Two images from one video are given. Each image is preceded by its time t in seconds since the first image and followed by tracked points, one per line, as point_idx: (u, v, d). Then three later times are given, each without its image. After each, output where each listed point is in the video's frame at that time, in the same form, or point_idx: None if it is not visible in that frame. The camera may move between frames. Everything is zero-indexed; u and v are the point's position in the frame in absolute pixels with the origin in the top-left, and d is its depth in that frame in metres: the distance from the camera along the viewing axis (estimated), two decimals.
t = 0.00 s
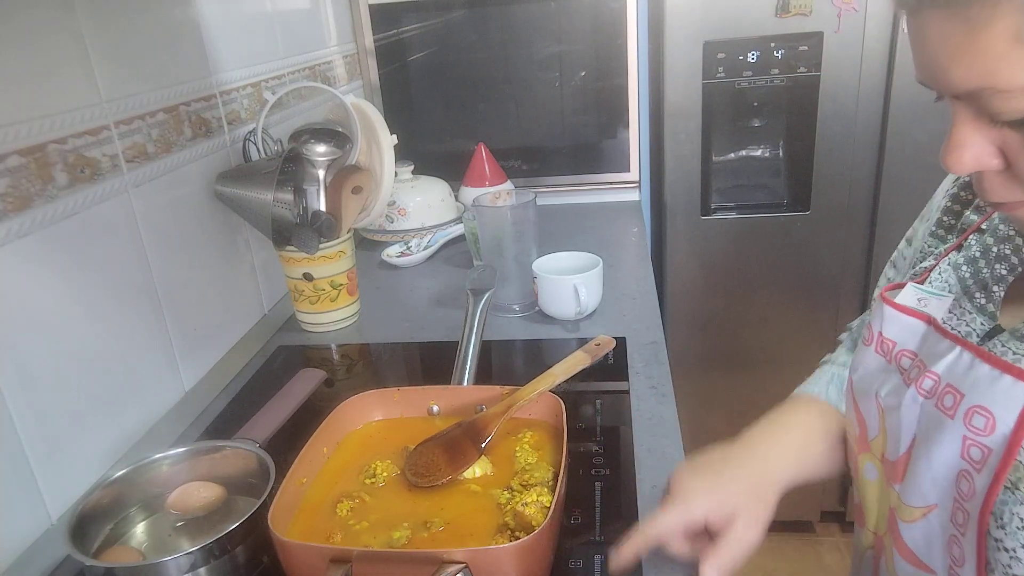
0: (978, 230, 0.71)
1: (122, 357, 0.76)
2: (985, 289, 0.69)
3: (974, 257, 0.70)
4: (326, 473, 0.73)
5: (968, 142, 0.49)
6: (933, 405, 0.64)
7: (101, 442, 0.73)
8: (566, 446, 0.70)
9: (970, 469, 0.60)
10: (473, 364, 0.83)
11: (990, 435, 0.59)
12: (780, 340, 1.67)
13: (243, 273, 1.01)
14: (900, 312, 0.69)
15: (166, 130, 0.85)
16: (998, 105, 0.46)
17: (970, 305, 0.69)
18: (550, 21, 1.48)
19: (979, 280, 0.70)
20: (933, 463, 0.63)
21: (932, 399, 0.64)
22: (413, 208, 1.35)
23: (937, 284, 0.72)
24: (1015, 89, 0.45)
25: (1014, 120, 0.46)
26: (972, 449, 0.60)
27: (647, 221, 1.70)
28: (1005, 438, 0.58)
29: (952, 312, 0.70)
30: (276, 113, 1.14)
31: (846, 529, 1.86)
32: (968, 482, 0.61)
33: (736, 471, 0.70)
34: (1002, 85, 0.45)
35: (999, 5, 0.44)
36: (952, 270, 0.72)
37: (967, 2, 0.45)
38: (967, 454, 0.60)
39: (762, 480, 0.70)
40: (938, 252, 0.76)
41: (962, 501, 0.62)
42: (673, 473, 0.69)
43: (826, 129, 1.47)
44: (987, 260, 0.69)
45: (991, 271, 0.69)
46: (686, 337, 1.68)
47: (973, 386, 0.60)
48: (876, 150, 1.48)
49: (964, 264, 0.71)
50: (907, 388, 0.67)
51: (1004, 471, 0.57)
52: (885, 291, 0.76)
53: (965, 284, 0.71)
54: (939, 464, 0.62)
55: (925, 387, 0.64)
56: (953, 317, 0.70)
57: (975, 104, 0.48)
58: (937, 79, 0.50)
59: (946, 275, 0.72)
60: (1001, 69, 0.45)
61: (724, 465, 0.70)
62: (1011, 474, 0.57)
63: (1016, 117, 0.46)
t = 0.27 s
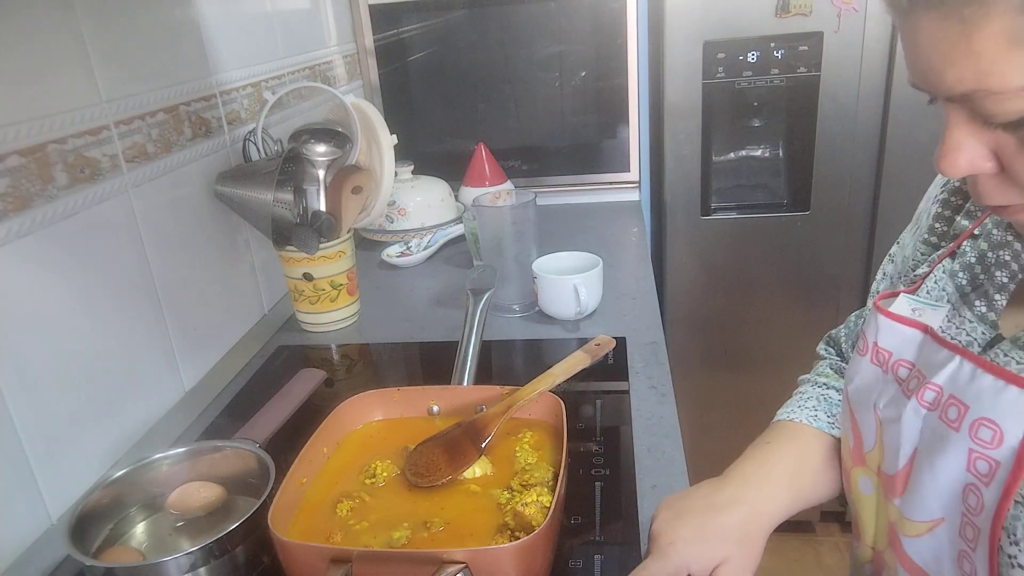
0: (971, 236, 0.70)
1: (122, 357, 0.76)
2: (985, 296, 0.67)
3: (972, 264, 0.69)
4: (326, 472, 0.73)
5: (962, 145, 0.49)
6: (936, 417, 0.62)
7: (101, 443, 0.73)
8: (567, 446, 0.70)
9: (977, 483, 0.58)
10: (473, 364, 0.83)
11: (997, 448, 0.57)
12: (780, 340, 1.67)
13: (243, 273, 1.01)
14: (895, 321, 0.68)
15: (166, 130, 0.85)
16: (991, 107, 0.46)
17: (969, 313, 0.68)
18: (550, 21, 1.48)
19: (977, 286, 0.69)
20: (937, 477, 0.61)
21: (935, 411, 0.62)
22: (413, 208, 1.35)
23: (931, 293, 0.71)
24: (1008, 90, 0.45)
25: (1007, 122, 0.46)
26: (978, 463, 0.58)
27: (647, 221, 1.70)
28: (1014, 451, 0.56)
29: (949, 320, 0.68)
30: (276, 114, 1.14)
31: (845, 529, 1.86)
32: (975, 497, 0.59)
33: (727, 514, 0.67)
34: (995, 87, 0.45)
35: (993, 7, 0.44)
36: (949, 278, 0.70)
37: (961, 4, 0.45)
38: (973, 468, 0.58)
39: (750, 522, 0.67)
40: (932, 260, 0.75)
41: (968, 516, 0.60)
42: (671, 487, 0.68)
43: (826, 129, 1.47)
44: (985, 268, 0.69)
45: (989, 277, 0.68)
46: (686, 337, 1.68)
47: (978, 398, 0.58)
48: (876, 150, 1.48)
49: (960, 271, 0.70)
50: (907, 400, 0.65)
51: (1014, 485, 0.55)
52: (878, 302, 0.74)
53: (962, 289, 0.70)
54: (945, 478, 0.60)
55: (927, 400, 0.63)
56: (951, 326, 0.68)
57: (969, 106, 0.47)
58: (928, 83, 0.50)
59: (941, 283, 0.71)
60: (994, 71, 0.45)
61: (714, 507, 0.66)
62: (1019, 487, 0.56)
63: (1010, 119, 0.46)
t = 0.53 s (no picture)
0: (965, 237, 0.70)
1: (122, 357, 0.76)
2: (975, 295, 0.67)
3: (962, 264, 0.69)
4: (326, 472, 0.73)
5: (951, 149, 0.49)
6: (927, 415, 0.62)
7: (101, 443, 0.73)
8: (567, 446, 0.70)
9: (966, 480, 0.58)
10: (473, 364, 0.83)
11: (986, 446, 0.57)
12: (780, 339, 1.67)
13: (243, 273, 1.01)
14: (888, 320, 0.68)
15: (166, 130, 0.85)
16: (977, 110, 0.46)
17: (960, 313, 0.68)
18: (550, 21, 1.48)
19: (968, 285, 0.68)
20: (928, 475, 0.61)
21: (926, 409, 0.62)
22: (413, 208, 1.35)
23: (925, 292, 0.71)
24: (994, 94, 0.45)
25: (993, 125, 0.46)
26: (968, 460, 0.58)
27: (647, 221, 1.70)
28: (1003, 449, 0.56)
29: (941, 319, 0.68)
30: (276, 113, 1.14)
31: (845, 529, 1.86)
32: (964, 494, 0.59)
33: (726, 506, 0.67)
34: (980, 90, 0.45)
35: (975, 9, 0.44)
36: (941, 278, 0.70)
37: (944, 9, 0.45)
38: (963, 466, 0.58)
39: (749, 515, 0.67)
40: (926, 261, 0.75)
41: (958, 513, 0.59)
42: (669, 482, 0.68)
43: (826, 129, 1.47)
44: (977, 268, 0.68)
45: (981, 277, 0.68)
46: (687, 337, 1.68)
47: (969, 396, 0.58)
48: (876, 150, 1.48)
49: (952, 271, 0.70)
50: (899, 398, 0.65)
51: (1002, 482, 0.55)
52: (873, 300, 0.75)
53: (954, 288, 0.69)
54: (935, 475, 0.60)
55: (918, 398, 0.63)
56: (942, 324, 0.68)
57: (956, 110, 0.47)
58: (915, 87, 0.49)
59: (934, 283, 0.71)
60: (978, 74, 0.45)
61: (714, 498, 0.67)
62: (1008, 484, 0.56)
63: (996, 122, 0.46)
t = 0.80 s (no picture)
0: (964, 236, 0.70)
1: (121, 357, 0.76)
2: (972, 292, 0.67)
3: (961, 262, 0.69)
4: (326, 472, 0.73)
5: (946, 149, 0.49)
6: (924, 410, 0.62)
7: (101, 442, 0.73)
8: (567, 446, 0.70)
9: (960, 475, 0.58)
10: (473, 363, 0.83)
11: (981, 441, 0.57)
12: (779, 340, 1.67)
13: (243, 273, 1.01)
14: (887, 317, 0.68)
15: (166, 130, 0.85)
16: (972, 110, 0.46)
17: (958, 309, 0.68)
18: (550, 21, 1.48)
19: (967, 282, 0.68)
20: (923, 470, 0.61)
21: (922, 405, 0.62)
22: (413, 208, 1.35)
23: (924, 290, 0.71)
24: (987, 94, 0.45)
25: (989, 125, 0.46)
26: (963, 455, 0.58)
27: (647, 221, 1.70)
28: (997, 443, 0.56)
29: (940, 317, 0.68)
30: (277, 113, 1.14)
31: (845, 529, 1.86)
32: (959, 488, 0.58)
33: (724, 492, 0.67)
34: (973, 91, 0.45)
35: (965, 12, 0.44)
36: (940, 276, 0.71)
37: (934, 11, 0.45)
38: (958, 460, 0.58)
39: (749, 507, 0.67)
40: (926, 259, 0.75)
41: (952, 508, 0.59)
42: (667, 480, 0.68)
43: (826, 129, 1.47)
44: (975, 265, 0.68)
45: (978, 275, 0.68)
46: (687, 337, 1.69)
47: (964, 391, 0.58)
48: (876, 150, 1.48)
49: (951, 269, 0.70)
50: (897, 394, 0.65)
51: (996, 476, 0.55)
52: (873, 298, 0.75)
53: (951, 285, 0.69)
54: (930, 470, 0.60)
55: (915, 393, 0.63)
56: (941, 322, 0.68)
57: (951, 110, 0.47)
58: (911, 88, 0.50)
59: (933, 280, 0.71)
60: (970, 75, 0.45)
61: (713, 485, 0.67)
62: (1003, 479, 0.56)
63: (992, 122, 0.45)
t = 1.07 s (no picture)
0: (963, 235, 0.70)
1: (121, 358, 0.76)
2: (971, 290, 0.67)
3: (960, 261, 0.69)
4: (326, 473, 0.73)
5: (948, 150, 0.49)
6: (924, 409, 0.62)
7: (101, 442, 0.73)
8: (567, 446, 0.70)
9: (961, 473, 0.58)
10: (473, 363, 0.83)
11: (981, 439, 0.57)
12: (779, 340, 1.67)
13: (243, 272, 1.01)
14: (887, 315, 0.68)
15: (166, 130, 0.85)
16: (973, 111, 0.46)
17: (957, 308, 0.68)
18: (550, 21, 1.48)
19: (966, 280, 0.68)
20: (924, 469, 0.61)
21: (922, 404, 0.62)
22: (413, 208, 1.35)
23: (924, 289, 0.71)
24: (988, 95, 0.45)
25: (990, 126, 0.46)
26: (963, 453, 0.58)
27: (647, 221, 1.70)
28: (997, 442, 0.56)
29: (940, 315, 0.68)
30: (277, 113, 1.14)
31: (845, 529, 1.86)
32: (959, 487, 0.58)
33: (722, 483, 0.68)
34: (974, 91, 0.45)
35: (966, 13, 0.44)
36: (939, 275, 0.70)
37: (935, 11, 0.45)
38: (959, 459, 0.58)
39: (746, 500, 0.68)
40: (925, 259, 0.75)
41: (952, 506, 0.59)
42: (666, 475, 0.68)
43: (826, 129, 1.47)
44: (974, 264, 0.68)
45: (977, 273, 0.68)
46: (686, 336, 1.69)
47: (964, 389, 0.58)
48: (876, 150, 1.48)
49: (950, 268, 0.70)
50: (897, 393, 0.65)
51: (995, 475, 0.55)
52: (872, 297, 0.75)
53: (951, 285, 0.69)
54: (930, 469, 0.60)
55: (916, 392, 0.63)
56: (941, 321, 0.68)
57: (952, 110, 0.47)
58: (914, 90, 0.50)
59: (933, 279, 0.71)
60: (971, 75, 0.45)
61: (710, 475, 0.68)
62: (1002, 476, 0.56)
63: (993, 123, 0.45)
